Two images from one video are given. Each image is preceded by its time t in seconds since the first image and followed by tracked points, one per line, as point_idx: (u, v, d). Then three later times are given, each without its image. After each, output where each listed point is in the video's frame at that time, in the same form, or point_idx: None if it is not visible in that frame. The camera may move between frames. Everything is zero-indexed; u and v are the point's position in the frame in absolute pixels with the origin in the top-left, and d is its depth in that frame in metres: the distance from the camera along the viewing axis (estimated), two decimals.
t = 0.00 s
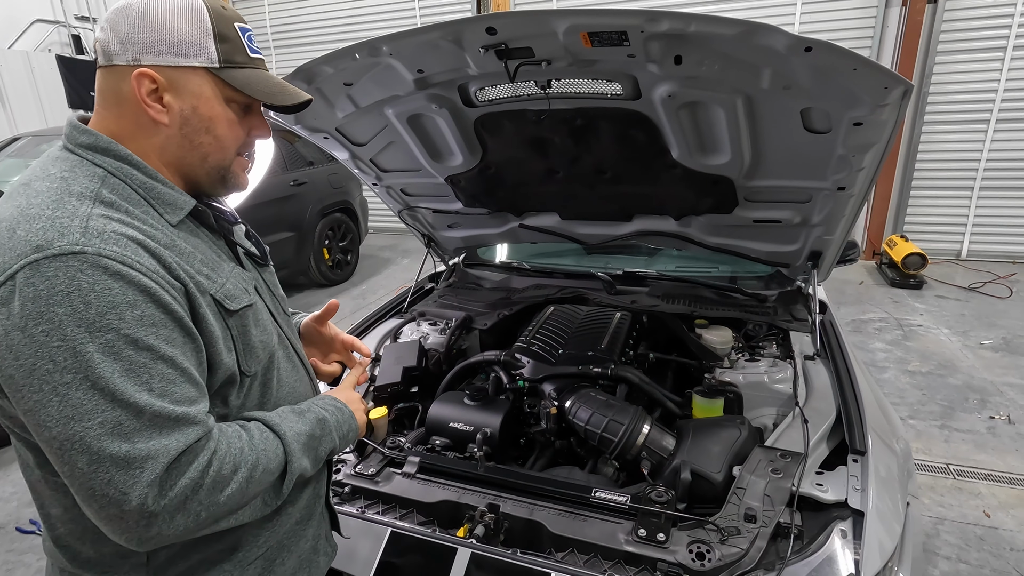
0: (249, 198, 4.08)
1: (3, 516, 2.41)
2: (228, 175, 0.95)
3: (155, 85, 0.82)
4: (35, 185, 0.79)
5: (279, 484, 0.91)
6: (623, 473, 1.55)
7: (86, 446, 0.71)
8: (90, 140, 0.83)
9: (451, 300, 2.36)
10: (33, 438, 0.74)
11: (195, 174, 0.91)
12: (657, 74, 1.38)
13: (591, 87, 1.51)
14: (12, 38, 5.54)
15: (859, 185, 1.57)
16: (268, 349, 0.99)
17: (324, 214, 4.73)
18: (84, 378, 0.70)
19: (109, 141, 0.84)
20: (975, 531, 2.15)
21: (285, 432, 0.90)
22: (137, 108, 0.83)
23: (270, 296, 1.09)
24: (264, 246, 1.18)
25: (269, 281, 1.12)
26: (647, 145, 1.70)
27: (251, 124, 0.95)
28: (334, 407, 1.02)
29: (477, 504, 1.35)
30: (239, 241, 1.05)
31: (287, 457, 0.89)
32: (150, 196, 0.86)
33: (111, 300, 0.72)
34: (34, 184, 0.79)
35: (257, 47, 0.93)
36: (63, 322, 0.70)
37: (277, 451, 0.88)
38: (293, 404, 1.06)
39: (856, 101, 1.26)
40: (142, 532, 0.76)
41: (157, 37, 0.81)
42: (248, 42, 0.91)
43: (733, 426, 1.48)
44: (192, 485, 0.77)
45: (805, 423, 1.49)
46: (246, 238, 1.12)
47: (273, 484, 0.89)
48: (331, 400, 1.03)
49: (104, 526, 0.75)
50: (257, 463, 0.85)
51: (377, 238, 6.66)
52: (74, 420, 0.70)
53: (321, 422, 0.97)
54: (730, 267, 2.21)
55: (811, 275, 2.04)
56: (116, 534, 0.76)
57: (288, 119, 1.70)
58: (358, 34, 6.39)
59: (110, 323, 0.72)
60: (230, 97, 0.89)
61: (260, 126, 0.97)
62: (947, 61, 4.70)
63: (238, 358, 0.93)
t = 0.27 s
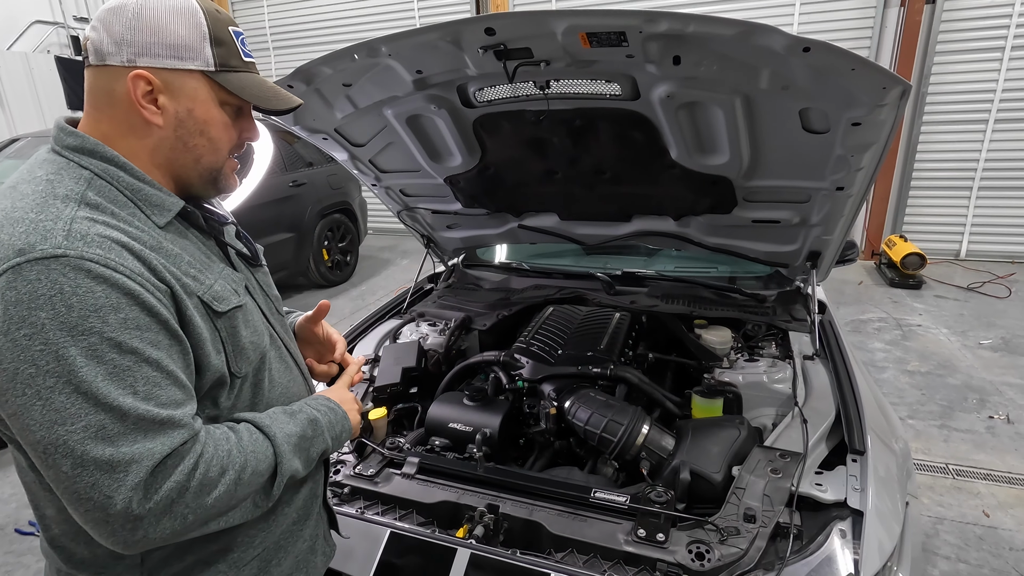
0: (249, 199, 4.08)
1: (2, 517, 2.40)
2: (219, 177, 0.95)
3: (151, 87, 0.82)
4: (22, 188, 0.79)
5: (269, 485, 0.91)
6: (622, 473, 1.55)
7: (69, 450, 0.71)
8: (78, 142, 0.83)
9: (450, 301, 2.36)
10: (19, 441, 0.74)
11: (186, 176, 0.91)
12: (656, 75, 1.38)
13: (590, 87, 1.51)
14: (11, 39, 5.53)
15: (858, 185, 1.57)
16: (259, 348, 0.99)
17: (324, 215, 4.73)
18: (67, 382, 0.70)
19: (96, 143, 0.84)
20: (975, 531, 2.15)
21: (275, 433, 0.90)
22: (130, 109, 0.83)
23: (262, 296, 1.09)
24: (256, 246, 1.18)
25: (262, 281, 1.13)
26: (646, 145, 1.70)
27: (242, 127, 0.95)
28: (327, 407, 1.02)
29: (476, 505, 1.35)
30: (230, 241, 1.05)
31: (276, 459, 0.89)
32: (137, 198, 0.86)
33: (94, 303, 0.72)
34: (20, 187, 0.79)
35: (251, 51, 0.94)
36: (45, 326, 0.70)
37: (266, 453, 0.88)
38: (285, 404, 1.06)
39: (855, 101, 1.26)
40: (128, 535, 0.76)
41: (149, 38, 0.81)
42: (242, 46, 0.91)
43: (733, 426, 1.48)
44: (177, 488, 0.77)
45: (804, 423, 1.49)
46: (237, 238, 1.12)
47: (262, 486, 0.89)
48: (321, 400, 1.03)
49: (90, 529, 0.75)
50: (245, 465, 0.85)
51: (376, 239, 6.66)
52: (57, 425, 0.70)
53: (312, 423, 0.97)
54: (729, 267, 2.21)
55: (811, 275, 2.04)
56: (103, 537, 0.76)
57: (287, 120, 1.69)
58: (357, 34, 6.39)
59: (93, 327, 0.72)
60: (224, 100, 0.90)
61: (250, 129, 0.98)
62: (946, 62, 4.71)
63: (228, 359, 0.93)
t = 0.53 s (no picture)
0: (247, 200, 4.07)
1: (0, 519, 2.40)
2: (214, 178, 0.95)
3: (144, 88, 0.82)
4: (15, 189, 0.79)
5: (263, 487, 0.91)
6: (622, 474, 1.54)
7: (60, 452, 0.70)
8: (72, 143, 0.83)
9: (449, 301, 2.36)
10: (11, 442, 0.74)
11: (180, 177, 0.91)
12: (655, 75, 1.38)
13: (588, 88, 1.52)
14: (9, 40, 5.52)
15: (857, 186, 1.57)
16: (255, 349, 0.98)
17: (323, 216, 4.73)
18: (58, 383, 0.70)
19: (91, 144, 0.83)
20: (974, 530, 2.15)
21: (269, 434, 0.90)
22: (124, 110, 0.83)
23: (258, 297, 1.09)
24: (253, 248, 1.18)
25: (257, 282, 1.13)
26: (645, 146, 1.70)
27: (236, 128, 0.95)
28: (324, 408, 1.02)
29: (475, 506, 1.35)
30: (225, 243, 1.06)
31: (270, 460, 0.89)
32: (132, 200, 0.86)
33: (85, 304, 0.72)
34: (13, 189, 0.79)
35: (245, 51, 0.94)
36: (36, 327, 0.70)
37: (260, 455, 0.88)
38: (280, 404, 1.06)
39: (853, 101, 1.26)
40: (120, 536, 0.76)
41: (143, 39, 0.81)
42: (236, 46, 0.91)
43: (731, 427, 1.48)
44: (169, 490, 0.77)
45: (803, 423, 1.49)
46: (232, 239, 1.12)
47: (256, 487, 0.89)
48: (319, 400, 1.04)
49: (82, 530, 0.75)
50: (238, 466, 0.85)
51: (375, 239, 6.66)
52: (48, 426, 0.70)
53: (308, 424, 0.97)
54: (728, 267, 2.21)
55: (810, 275, 2.04)
56: (95, 538, 0.76)
57: (286, 121, 1.69)
58: (356, 35, 6.39)
59: (85, 328, 0.72)
60: (219, 100, 0.89)
61: (245, 129, 0.98)
62: (944, 62, 4.71)
63: (223, 360, 0.93)
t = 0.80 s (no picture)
0: (247, 201, 4.07)
1: None
2: (214, 176, 0.95)
3: (142, 86, 0.82)
4: (17, 189, 0.79)
5: (265, 484, 0.91)
6: (621, 474, 1.54)
7: (63, 449, 0.70)
8: (73, 143, 0.83)
9: (448, 302, 2.36)
10: (14, 440, 0.74)
11: (179, 176, 0.91)
12: (653, 75, 1.38)
13: (587, 88, 1.52)
14: (8, 41, 5.52)
15: (855, 186, 1.57)
16: (256, 348, 0.98)
17: (322, 216, 4.73)
18: (61, 380, 0.70)
19: (92, 144, 0.83)
20: (973, 530, 2.15)
21: (271, 432, 0.90)
22: (123, 109, 0.83)
23: (258, 296, 1.09)
24: (253, 248, 1.18)
25: (258, 281, 1.13)
26: (644, 146, 1.70)
27: (235, 126, 0.95)
28: (324, 407, 1.02)
29: (474, 506, 1.35)
30: (225, 242, 1.06)
31: (272, 458, 0.89)
32: (133, 199, 0.86)
33: (88, 301, 0.72)
34: (15, 188, 0.79)
35: (243, 50, 0.94)
36: (39, 325, 0.70)
37: (261, 452, 0.88)
38: (281, 403, 1.06)
39: (851, 101, 1.26)
40: (123, 533, 0.76)
41: (142, 39, 0.81)
42: (235, 45, 0.91)
43: (731, 427, 1.48)
44: (172, 487, 0.77)
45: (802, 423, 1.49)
46: (232, 239, 1.12)
47: (258, 484, 0.89)
48: (319, 400, 1.03)
49: (85, 527, 0.75)
50: (240, 464, 0.85)
51: (375, 240, 6.66)
52: (52, 423, 0.70)
53: (309, 422, 0.97)
54: (727, 267, 2.21)
55: (809, 275, 2.04)
56: (98, 535, 0.76)
57: (285, 121, 1.69)
58: (355, 36, 6.40)
59: (87, 325, 0.72)
60: (217, 98, 0.89)
61: (244, 128, 0.98)
62: (942, 63, 4.72)
63: (225, 358, 0.93)
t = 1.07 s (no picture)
0: (246, 202, 4.07)
1: None
2: (212, 175, 0.95)
3: (138, 86, 0.82)
4: (18, 189, 0.79)
5: (266, 483, 0.91)
6: (621, 474, 1.54)
7: (64, 447, 0.70)
8: (73, 144, 0.83)
9: (447, 302, 2.36)
10: (16, 439, 0.74)
11: (177, 175, 0.91)
12: (651, 76, 1.38)
13: (585, 89, 1.52)
14: (7, 43, 5.52)
15: (854, 186, 1.57)
16: (256, 346, 0.98)
17: (321, 217, 4.73)
18: (62, 378, 0.70)
19: (91, 144, 0.83)
20: (973, 530, 2.16)
21: (271, 430, 0.90)
22: (119, 109, 0.83)
23: (258, 296, 1.09)
24: (253, 248, 1.19)
25: (257, 281, 1.13)
26: (642, 147, 1.70)
27: (233, 124, 0.95)
28: (323, 406, 1.02)
29: (473, 507, 1.35)
30: (225, 242, 1.06)
31: (272, 456, 0.89)
32: (133, 199, 0.86)
33: (89, 300, 0.72)
34: (16, 188, 0.79)
35: (239, 49, 0.94)
36: (40, 323, 0.70)
37: (262, 450, 0.88)
38: (281, 402, 1.06)
39: (849, 101, 1.26)
40: (124, 531, 0.76)
41: (140, 39, 0.81)
42: (230, 43, 0.91)
43: (730, 427, 1.48)
44: (173, 485, 0.77)
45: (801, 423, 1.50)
46: (232, 239, 1.13)
47: (259, 483, 0.89)
48: (319, 399, 1.03)
49: (86, 526, 0.75)
50: (241, 462, 0.85)
51: (374, 241, 6.66)
52: (53, 421, 0.70)
53: (309, 421, 0.97)
54: (726, 267, 2.22)
55: (807, 276, 2.04)
56: (100, 533, 0.76)
57: (284, 122, 1.69)
58: (354, 37, 6.40)
59: (88, 324, 0.72)
60: (214, 97, 0.89)
61: (242, 126, 0.98)
62: (940, 63, 4.73)
63: (225, 357, 0.93)
